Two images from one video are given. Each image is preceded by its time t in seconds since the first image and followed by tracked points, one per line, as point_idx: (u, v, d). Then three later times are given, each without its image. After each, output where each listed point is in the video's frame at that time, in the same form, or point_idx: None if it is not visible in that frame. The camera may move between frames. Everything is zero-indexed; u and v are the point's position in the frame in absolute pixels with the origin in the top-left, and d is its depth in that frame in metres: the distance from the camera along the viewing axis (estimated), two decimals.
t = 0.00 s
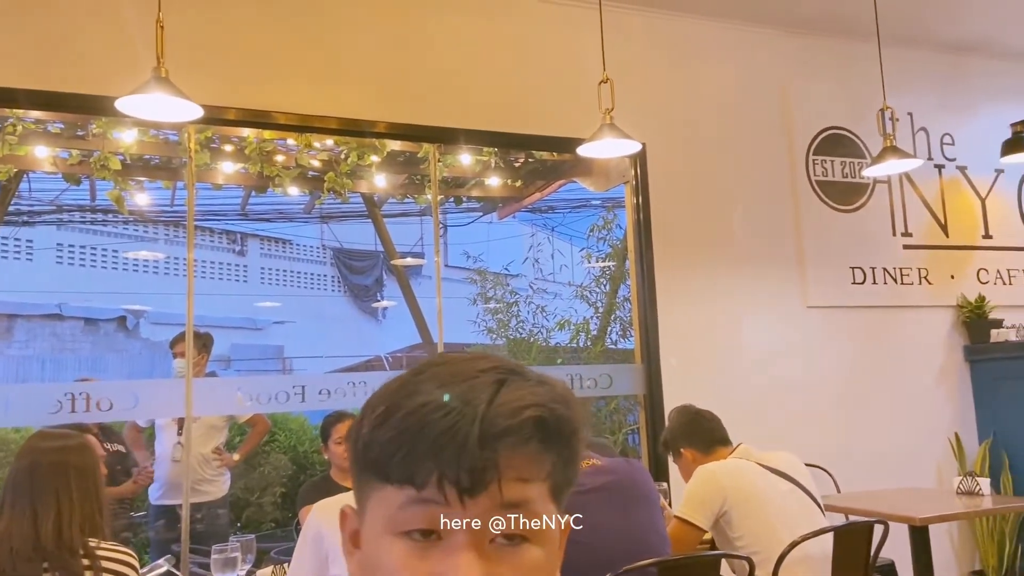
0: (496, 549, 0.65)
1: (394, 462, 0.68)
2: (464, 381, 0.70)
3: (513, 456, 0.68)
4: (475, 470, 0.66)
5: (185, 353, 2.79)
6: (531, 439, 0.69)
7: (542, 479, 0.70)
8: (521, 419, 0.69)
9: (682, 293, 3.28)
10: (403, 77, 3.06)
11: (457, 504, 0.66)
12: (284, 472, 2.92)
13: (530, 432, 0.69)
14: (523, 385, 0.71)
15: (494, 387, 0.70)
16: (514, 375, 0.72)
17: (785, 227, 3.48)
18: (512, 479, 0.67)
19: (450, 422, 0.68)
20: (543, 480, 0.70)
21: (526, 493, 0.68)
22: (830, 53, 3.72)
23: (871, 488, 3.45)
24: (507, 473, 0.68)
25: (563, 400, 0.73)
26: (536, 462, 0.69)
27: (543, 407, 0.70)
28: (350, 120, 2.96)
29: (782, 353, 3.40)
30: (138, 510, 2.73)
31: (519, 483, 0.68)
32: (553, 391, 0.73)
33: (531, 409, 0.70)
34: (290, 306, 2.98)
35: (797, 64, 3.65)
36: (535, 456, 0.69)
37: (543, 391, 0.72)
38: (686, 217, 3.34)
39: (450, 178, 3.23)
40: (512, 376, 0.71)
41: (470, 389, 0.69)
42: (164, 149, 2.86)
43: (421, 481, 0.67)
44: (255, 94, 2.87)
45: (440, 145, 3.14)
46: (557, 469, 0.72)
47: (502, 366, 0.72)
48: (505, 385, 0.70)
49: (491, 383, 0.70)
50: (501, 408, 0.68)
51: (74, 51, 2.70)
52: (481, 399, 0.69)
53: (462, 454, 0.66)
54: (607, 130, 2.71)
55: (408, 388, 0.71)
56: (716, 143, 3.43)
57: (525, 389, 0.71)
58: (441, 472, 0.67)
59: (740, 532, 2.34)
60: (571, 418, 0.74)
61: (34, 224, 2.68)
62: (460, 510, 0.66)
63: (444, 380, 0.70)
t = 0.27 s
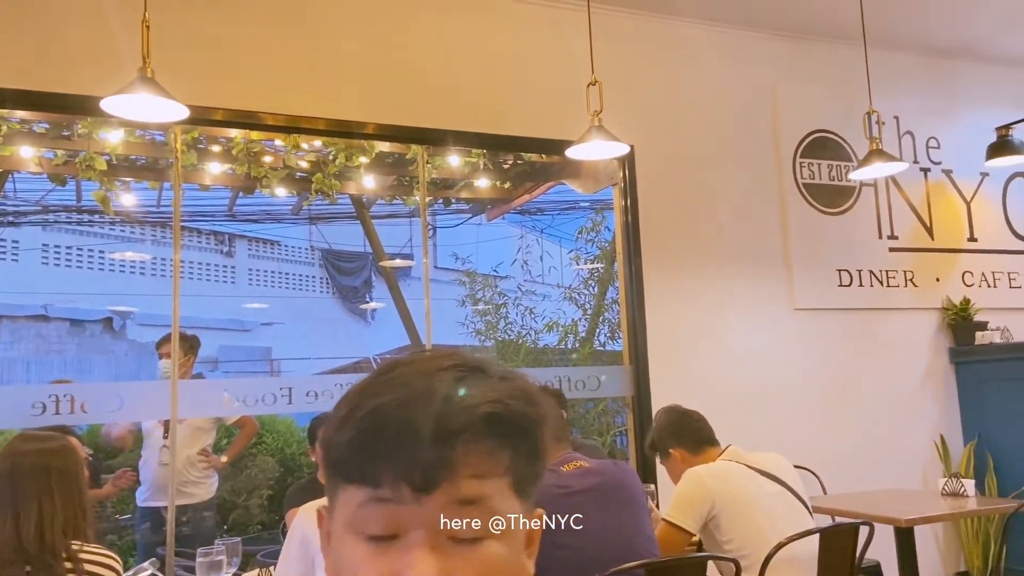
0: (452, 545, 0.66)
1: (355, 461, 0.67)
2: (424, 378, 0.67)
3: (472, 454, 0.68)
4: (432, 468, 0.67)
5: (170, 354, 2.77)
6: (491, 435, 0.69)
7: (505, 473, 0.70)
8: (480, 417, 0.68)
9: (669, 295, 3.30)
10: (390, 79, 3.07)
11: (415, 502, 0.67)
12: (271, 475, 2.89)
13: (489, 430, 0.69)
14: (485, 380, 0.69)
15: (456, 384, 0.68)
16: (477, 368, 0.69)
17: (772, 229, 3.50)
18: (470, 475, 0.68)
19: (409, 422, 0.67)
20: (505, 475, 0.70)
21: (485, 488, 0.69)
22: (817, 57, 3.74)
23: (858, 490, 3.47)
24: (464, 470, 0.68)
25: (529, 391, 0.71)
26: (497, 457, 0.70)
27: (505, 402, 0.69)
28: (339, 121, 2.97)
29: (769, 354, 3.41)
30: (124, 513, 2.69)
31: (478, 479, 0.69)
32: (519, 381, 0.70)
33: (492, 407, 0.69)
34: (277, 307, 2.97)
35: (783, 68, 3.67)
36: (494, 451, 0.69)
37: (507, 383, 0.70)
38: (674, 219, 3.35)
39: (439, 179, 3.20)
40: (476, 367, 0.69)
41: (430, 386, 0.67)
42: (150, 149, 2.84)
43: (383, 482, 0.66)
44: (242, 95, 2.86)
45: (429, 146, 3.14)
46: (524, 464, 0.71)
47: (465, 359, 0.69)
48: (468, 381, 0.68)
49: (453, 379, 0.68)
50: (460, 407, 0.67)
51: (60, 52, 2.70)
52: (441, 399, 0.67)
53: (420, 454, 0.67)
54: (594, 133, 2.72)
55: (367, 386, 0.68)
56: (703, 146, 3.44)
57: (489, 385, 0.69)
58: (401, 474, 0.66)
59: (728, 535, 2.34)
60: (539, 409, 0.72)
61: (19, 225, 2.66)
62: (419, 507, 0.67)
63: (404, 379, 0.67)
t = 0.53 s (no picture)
0: None
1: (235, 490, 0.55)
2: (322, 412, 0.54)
3: (379, 502, 0.56)
4: (326, 510, 0.55)
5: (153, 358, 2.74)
6: (400, 480, 0.56)
7: (417, 527, 0.57)
8: (388, 462, 0.55)
9: (655, 298, 3.30)
10: (374, 80, 3.05)
11: (302, 540, 0.54)
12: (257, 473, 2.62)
13: (399, 474, 0.56)
14: (399, 415, 0.56)
15: (360, 424, 0.54)
16: (388, 399, 0.56)
17: (756, 233, 3.52)
18: (378, 519, 0.56)
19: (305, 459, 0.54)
20: (419, 532, 0.57)
21: (389, 545, 0.56)
22: (802, 61, 3.76)
23: (840, 492, 3.49)
24: (368, 515, 0.56)
25: (450, 423, 0.58)
26: (407, 506, 0.57)
27: (418, 445, 0.56)
28: (323, 123, 2.95)
29: (753, 357, 3.43)
30: (105, 516, 2.68)
31: (382, 527, 0.56)
32: (437, 412, 0.58)
33: (402, 451, 0.56)
34: (262, 310, 2.95)
35: (768, 72, 3.69)
36: (403, 500, 0.57)
37: (421, 420, 0.57)
38: (658, 222, 3.36)
39: (424, 181, 3.20)
40: (386, 397, 0.56)
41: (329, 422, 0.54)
42: (133, 150, 2.82)
43: (272, 510, 0.55)
44: (225, 95, 2.84)
45: (414, 148, 3.13)
46: (441, 513, 0.58)
47: (374, 384, 0.57)
48: (376, 417, 0.55)
49: (356, 415, 0.55)
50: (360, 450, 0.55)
51: (40, 50, 2.66)
52: (344, 438, 0.55)
53: (313, 493, 0.55)
54: (580, 135, 2.72)
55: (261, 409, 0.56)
56: (688, 150, 3.45)
57: (403, 419, 0.56)
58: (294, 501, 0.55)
59: (713, 539, 2.35)
60: (462, 442, 0.59)
61: None
62: (307, 546, 0.54)
63: (302, 409, 0.55)
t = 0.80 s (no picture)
0: None
1: (223, 504, 0.68)
2: (302, 428, 0.67)
3: (359, 516, 0.68)
4: (309, 523, 0.67)
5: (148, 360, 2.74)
6: (382, 498, 0.68)
7: (398, 537, 0.69)
8: (372, 476, 0.67)
9: (641, 300, 3.31)
10: (361, 81, 3.03)
11: (284, 549, 0.67)
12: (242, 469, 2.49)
13: (382, 491, 0.68)
14: (376, 429, 0.68)
15: (343, 439, 0.67)
16: (369, 414, 0.69)
17: (741, 235, 3.53)
18: (359, 539, 0.68)
19: (286, 474, 0.67)
20: (399, 539, 0.69)
21: (376, 554, 0.68)
22: (787, 65, 3.78)
23: (825, 493, 3.51)
24: (351, 534, 0.68)
25: (429, 438, 0.72)
26: (390, 520, 0.69)
27: (401, 459, 0.69)
28: (310, 124, 2.93)
29: (738, 359, 3.44)
30: (88, 519, 2.66)
31: (365, 542, 0.68)
32: (414, 430, 0.71)
33: (384, 466, 0.68)
34: (247, 311, 2.95)
35: (754, 75, 3.71)
36: (389, 514, 0.69)
37: (404, 434, 0.69)
38: (645, 225, 3.37)
39: (410, 182, 3.19)
40: (364, 414, 0.69)
41: (309, 438, 0.67)
42: (116, 149, 2.78)
43: (246, 529, 0.68)
44: (211, 96, 2.82)
45: (401, 150, 3.10)
46: (422, 524, 0.70)
47: (354, 399, 0.70)
48: (356, 433, 0.68)
49: (335, 430, 0.67)
50: (344, 463, 0.67)
51: (22, 49, 2.64)
52: (326, 454, 0.67)
53: (298, 507, 0.67)
54: (566, 137, 2.72)
55: (242, 427, 0.69)
56: (674, 153, 3.47)
57: (381, 441, 0.68)
58: (269, 520, 0.67)
59: (702, 540, 2.36)
60: (440, 456, 0.72)
61: None
62: (287, 558, 0.67)
63: (281, 427, 0.68)
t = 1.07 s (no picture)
0: None
1: (203, 505, 0.68)
2: (283, 429, 0.67)
3: (342, 517, 0.68)
4: (292, 525, 0.67)
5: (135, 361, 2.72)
6: (365, 499, 0.68)
7: (381, 537, 0.69)
8: (355, 478, 0.67)
9: (627, 302, 3.31)
10: (347, 82, 3.03)
11: (266, 549, 0.67)
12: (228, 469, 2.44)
13: (365, 492, 0.68)
14: (358, 429, 0.68)
15: (326, 440, 0.67)
16: (352, 414, 0.69)
17: (727, 237, 3.55)
18: (342, 540, 0.68)
19: (267, 476, 0.67)
20: (381, 539, 0.70)
21: (358, 555, 0.68)
22: (773, 69, 3.80)
23: (809, 494, 3.53)
24: (333, 535, 0.68)
25: (413, 439, 0.71)
26: (372, 521, 0.69)
27: (384, 460, 0.69)
28: (296, 125, 2.92)
29: (724, 361, 3.45)
30: (71, 521, 2.62)
31: (347, 544, 0.68)
32: (397, 431, 0.70)
33: (367, 467, 0.68)
34: (233, 312, 2.93)
35: (740, 79, 3.72)
36: (371, 515, 0.69)
37: (387, 435, 0.69)
38: (631, 227, 3.37)
39: (397, 183, 3.18)
40: (347, 414, 0.69)
41: (291, 439, 0.66)
42: (100, 149, 2.75)
43: (226, 531, 0.68)
44: (195, 96, 2.80)
45: (388, 150, 3.09)
46: (405, 526, 0.70)
47: (336, 400, 0.69)
48: (339, 434, 0.67)
49: (317, 431, 0.67)
50: (326, 464, 0.67)
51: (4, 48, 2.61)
52: (308, 456, 0.66)
53: (279, 508, 0.67)
54: (553, 139, 2.73)
55: (222, 428, 0.68)
56: (660, 155, 3.48)
57: (364, 443, 0.68)
58: (250, 521, 0.68)
59: (691, 544, 2.37)
60: (423, 458, 0.72)
61: None
62: (270, 558, 0.67)
63: (262, 428, 0.67)
